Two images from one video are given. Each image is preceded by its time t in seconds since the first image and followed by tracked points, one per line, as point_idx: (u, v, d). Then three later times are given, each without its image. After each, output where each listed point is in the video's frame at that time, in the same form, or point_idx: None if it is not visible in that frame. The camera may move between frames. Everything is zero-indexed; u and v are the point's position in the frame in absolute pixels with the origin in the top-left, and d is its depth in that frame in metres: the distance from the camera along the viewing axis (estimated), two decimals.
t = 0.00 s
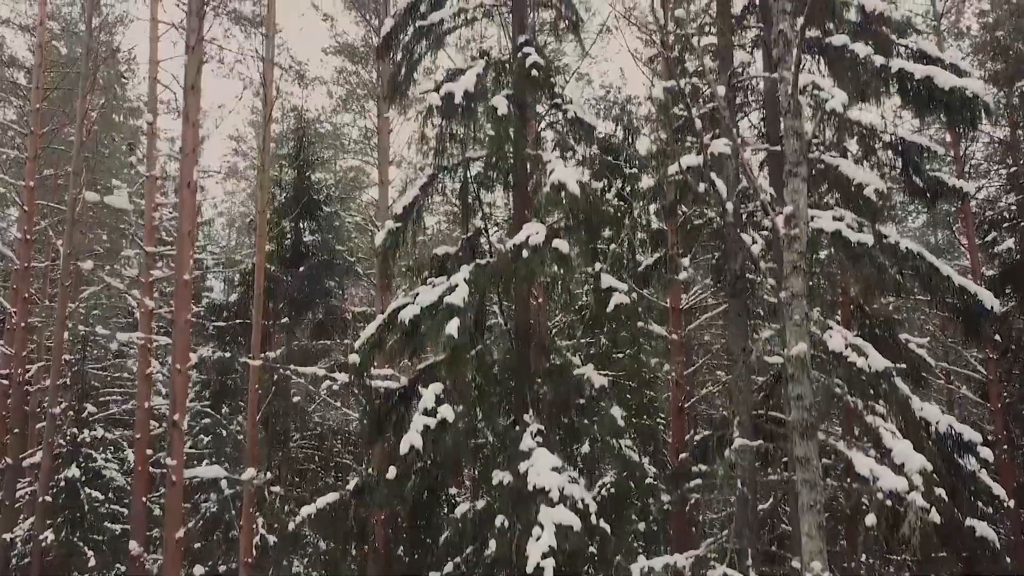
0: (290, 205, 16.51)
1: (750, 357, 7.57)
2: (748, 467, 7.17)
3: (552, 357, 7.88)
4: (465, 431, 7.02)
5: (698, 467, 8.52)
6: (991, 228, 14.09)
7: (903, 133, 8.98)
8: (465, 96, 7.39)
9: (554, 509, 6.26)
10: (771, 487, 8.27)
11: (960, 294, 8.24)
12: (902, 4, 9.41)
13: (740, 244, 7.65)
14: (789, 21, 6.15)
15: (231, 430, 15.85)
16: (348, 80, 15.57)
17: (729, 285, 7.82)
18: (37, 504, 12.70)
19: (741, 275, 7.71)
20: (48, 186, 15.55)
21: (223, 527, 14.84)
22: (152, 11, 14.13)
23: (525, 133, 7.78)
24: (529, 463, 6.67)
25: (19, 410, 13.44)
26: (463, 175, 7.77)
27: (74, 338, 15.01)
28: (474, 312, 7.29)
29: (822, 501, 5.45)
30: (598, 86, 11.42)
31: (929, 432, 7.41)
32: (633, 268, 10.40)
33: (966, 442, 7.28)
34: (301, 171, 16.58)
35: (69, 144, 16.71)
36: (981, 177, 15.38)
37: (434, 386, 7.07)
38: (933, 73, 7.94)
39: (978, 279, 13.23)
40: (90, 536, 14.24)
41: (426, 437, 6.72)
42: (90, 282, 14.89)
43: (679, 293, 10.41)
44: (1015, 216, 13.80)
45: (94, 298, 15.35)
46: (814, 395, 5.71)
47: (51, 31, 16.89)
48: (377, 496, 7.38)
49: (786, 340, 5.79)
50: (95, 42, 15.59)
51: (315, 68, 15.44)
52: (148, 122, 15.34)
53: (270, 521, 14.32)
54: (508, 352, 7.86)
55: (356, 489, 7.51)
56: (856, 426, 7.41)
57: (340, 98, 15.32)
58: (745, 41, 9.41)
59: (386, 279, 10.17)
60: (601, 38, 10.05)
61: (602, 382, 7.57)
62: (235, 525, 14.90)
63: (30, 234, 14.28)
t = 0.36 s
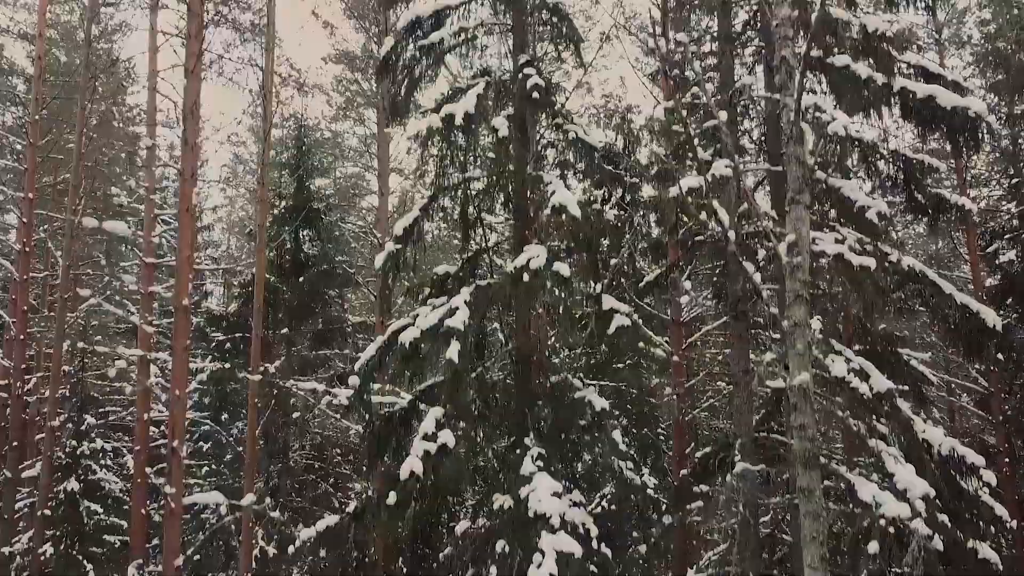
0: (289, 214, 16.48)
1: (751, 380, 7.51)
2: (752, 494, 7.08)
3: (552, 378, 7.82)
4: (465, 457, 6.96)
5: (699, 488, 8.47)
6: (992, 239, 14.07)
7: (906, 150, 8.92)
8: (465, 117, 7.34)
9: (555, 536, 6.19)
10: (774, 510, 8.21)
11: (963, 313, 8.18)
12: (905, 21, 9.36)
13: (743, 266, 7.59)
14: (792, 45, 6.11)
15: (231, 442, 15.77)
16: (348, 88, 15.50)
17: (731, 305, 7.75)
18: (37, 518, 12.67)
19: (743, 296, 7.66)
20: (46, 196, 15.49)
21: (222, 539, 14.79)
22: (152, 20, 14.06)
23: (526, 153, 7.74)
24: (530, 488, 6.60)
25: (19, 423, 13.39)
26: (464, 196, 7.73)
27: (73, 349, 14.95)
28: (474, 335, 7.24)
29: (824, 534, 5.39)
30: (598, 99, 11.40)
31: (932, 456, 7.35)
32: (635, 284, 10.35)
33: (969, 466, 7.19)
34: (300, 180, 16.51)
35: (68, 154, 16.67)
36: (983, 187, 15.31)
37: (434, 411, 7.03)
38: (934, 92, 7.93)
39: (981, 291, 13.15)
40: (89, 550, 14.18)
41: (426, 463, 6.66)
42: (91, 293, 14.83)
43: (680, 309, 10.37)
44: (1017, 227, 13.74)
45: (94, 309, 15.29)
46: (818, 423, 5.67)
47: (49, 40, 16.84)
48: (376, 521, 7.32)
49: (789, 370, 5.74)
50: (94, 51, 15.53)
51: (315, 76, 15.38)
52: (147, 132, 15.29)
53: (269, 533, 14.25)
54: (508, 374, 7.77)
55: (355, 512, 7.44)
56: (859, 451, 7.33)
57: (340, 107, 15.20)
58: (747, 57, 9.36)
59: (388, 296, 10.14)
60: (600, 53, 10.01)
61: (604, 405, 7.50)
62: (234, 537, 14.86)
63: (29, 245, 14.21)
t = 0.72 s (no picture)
0: (289, 224, 16.44)
1: (753, 401, 7.49)
2: (753, 518, 7.05)
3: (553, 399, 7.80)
4: (466, 480, 6.94)
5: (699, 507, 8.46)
6: (993, 251, 14.07)
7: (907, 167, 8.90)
8: (466, 138, 7.31)
9: (556, 561, 6.15)
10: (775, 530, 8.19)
11: (965, 331, 8.16)
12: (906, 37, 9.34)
13: (744, 287, 7.58)
14: (795, 71, 6.18)
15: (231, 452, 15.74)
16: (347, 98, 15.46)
17: (732, 326, 7.73)
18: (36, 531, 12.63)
19: (745, 318, 7.63)
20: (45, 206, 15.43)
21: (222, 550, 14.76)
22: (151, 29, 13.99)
23: (527, 173, 7.72)
24: (531, 512, 6.56)
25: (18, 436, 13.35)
26: (465, 216, 7.73)
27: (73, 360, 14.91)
28: (475, 358, 7.22)
29: (827, 565, 5.37)
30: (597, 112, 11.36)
31: (935, 477, 7.33)
32: (635, 299, 10.33)
33: (971, 488, 7.27)
34: (300, 189, 16.48)
35: (67, 163, 16.62)
36: (984, 197, 15.29)
37: (435, 434, 7.00)
38: (937, 111, 7.89)
39: (982, 302, 13.13)
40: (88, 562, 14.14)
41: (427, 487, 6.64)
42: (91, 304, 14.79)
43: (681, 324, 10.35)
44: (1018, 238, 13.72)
45: (94, 319, 15.25)
46: (820, 452, 5.65)
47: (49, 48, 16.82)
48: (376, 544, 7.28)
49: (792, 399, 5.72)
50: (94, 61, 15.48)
51: (315, 85, 15.32)
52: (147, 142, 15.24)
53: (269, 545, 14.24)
54: (509, 395, 7.75)
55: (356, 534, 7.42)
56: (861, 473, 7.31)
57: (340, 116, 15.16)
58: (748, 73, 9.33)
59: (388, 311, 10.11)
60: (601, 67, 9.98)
61: (605, 428, 7.51)
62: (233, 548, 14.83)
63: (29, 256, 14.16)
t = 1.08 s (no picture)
0: (289, 233, 16.40)
1: (755, 424, 7.46)
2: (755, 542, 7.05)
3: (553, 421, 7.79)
4: (467, 505, 6.92)
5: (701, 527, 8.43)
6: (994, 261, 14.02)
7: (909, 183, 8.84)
8: (467, 160, 7.27)
9: None
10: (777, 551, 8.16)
11: (969, 349, 8.08)
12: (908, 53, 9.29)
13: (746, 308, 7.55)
14: (797, 97, 6.17)
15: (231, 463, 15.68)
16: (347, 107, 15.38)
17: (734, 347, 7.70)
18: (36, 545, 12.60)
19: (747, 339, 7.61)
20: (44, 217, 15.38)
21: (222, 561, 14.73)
22: (151, 39, 13.93)
23: (528, 195, 7.69)
24: (533, 538, 6.45)
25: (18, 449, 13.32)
26: (465, 237, 7.69)
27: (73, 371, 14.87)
28: (476, 382, 7.20)
29: None
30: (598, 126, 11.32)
31: (937, 500, 7.30)
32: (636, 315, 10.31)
33: (974, 510, 7.15)
34: (300, 199, 16.42)
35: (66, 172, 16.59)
36: (985, 207, 15.23)
37: (436, 458, 6.98)
38: (939, 131, 7.80)
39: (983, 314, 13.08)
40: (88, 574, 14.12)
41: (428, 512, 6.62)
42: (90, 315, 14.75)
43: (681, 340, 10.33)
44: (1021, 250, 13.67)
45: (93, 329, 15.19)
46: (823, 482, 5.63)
47: (49, 57, 16.78)
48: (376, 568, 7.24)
49: (794, 429, 5.71)
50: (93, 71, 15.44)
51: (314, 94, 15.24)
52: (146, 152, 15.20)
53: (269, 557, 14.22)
54: (510, 417, 7.72)
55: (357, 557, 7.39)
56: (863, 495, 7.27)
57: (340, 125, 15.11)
58: (750, 90, 9.28)
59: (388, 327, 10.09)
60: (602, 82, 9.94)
61: (607, 451, 7.56)
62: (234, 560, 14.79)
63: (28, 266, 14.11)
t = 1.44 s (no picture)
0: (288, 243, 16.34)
1: (757, 445, 7.41)
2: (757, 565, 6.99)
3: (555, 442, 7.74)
4: (467, 528, 6.86)
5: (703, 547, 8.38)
6: (996, 272, 13.97)
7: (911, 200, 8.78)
8: (468, 181, 7.21)
9: None
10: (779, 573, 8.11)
11: (970, 366, 8.08)
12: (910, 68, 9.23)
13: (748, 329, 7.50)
14: (800, 121, 6.06)
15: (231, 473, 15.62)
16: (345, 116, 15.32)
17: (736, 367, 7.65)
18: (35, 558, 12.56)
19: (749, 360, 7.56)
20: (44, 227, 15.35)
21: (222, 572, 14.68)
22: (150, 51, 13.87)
23: (528, 215, 7.64)
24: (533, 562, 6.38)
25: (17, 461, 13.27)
26: (466, 257, 7.63)
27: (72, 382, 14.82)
28: (476, 404, 7.15)
29: None
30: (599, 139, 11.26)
31: (940, 523, 7.23)
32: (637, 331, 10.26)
33: (977, 533, 7.09)
34: (299, 208, 16.38)
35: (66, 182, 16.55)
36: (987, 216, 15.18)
37: (436, 482, 6.93)
38: (942, 149, 7.74)
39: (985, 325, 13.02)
40: None
41: (428, 537, 6.55)
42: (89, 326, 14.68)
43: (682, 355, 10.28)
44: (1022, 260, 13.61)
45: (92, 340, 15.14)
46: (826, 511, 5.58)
47: (48, 67, 16.74)
48: None
49: (798, 458, 5.65)
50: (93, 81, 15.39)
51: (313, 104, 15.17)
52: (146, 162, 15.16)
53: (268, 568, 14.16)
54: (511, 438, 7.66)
55: None
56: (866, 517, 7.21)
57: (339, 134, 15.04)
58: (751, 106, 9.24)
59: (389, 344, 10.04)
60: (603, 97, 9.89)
61: (608, 474, 7.52)
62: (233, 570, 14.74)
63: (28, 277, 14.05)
